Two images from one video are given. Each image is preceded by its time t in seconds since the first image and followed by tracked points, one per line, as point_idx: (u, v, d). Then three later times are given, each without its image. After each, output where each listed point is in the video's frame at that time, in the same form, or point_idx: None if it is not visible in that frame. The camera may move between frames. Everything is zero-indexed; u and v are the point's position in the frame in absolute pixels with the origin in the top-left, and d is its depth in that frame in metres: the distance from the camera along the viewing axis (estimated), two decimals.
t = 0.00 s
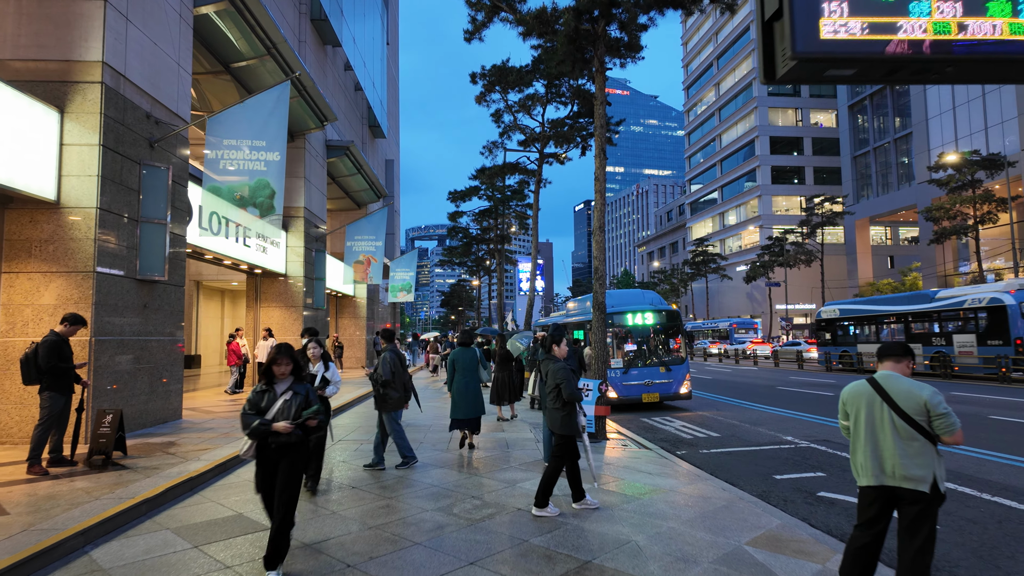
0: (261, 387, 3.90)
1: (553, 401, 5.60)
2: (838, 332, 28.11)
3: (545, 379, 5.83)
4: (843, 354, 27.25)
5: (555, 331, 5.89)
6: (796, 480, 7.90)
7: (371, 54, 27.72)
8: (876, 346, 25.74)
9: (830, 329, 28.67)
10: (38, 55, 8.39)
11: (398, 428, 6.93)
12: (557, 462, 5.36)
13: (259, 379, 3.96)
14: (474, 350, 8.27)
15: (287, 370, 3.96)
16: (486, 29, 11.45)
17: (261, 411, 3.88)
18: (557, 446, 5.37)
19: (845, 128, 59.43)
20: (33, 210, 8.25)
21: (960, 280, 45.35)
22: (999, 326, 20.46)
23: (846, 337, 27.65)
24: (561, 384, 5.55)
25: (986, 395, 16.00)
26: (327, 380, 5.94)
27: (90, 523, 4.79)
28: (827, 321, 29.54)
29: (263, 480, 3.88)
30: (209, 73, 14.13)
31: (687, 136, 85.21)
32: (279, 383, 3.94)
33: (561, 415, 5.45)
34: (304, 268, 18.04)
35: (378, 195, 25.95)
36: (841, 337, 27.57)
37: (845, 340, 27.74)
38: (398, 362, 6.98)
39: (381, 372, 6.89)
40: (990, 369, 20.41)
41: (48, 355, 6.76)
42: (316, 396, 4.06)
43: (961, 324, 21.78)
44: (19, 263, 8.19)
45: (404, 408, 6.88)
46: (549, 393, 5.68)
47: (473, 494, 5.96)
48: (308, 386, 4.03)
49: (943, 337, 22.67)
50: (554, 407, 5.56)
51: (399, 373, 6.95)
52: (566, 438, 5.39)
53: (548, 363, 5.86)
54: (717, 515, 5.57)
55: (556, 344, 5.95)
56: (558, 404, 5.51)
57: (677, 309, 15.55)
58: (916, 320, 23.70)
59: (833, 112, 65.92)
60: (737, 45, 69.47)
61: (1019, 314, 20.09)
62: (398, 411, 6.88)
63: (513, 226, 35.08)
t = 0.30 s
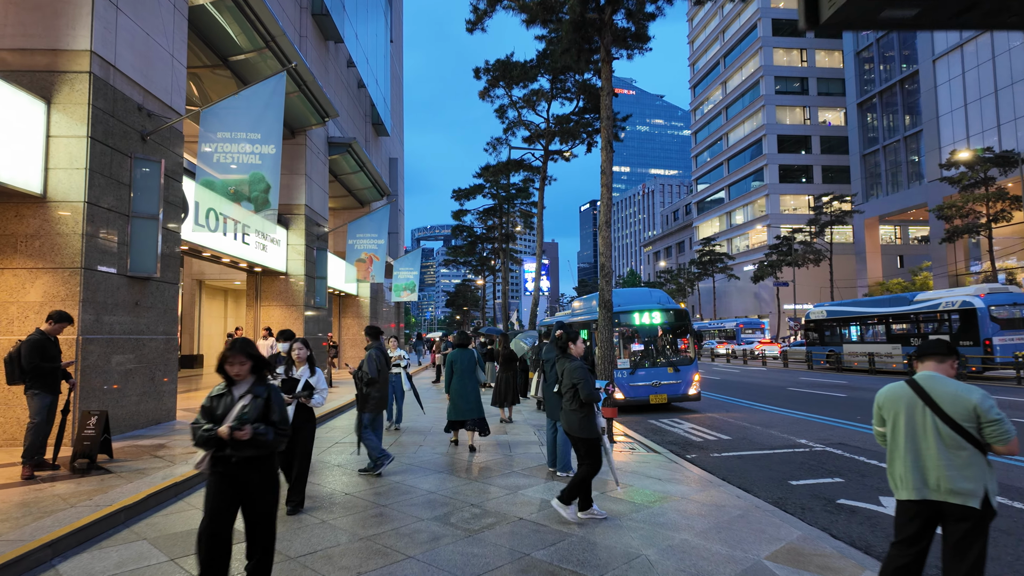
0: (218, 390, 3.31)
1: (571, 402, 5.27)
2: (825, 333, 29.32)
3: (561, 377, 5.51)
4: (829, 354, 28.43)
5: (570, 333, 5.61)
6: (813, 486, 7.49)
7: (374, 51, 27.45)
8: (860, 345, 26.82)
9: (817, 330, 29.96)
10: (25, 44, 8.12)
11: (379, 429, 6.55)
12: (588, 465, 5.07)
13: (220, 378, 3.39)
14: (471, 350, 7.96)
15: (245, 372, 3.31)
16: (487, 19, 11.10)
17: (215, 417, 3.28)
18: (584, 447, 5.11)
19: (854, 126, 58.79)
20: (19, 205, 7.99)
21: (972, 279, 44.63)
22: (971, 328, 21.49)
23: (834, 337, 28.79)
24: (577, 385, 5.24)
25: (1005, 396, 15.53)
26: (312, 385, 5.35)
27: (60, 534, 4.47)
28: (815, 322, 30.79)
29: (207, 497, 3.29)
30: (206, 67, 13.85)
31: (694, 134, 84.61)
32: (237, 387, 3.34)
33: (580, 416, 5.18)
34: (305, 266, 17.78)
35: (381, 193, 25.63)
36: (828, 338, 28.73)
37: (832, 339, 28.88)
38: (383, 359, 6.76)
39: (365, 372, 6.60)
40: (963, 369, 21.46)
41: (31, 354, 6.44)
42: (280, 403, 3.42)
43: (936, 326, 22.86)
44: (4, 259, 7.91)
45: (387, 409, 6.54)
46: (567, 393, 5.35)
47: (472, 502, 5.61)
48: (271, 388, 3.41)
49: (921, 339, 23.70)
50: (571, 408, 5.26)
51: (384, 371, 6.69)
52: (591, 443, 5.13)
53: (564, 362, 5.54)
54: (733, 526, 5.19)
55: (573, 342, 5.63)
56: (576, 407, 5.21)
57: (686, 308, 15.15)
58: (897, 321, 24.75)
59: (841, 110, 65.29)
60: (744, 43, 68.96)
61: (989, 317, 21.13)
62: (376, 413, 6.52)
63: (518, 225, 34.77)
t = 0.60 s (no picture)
0: (129, 413, 2.76)
1: (583, 408, 4.81)
2: (813, 334, 31.28)
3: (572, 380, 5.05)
4: (815, 354, 30.49)
5: (582, 335, 5.21)
6: (831, 496, 7.06)
7: (375, 48, 27.11)
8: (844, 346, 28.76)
9: (806, 331, 31.91)
10: (6, 32, 7.79)
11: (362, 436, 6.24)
12: (605, 477, 4.60)
13: (133, 395, 2.86)
14: (464, 349, 8.15)
15: (162, 387, 2.82)
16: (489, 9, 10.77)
17: (128, 444, 2.72)
18: (602, 453, 4.62)
19: (861, 125, 58.25)
20: None
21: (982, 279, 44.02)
22: (945, 330, 23.13)
23: (820, 338, 30.71)
24: (593, 390, 4.77)
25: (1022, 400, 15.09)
26: (281, 392, 4.64)
27: (15, 553, 4.08)
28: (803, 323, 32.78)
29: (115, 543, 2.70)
30: (200, 61, 13.51)
31: (698, 134, 84.07)
32: (151, 408, 2.82)
33: (595, 421, 4.69)
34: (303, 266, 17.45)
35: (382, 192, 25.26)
36: (815, 339, 30.78)
37: (819, 340, 30.83)
38: (362, 363, 6.30)
39: (344, 376, 6.14)
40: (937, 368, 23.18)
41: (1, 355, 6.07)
42: (207, 426, 2.85)
43: (914, 327, 24.53)
44: None
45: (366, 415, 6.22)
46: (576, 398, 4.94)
47: (468, 516, 5.22)
48: (198, 409, 2.86)
49: (900, 339, 25.36)
50: (585, 414, 4.77)
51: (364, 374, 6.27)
52: (607, 451, 4.60)
53: (576, 364, 5.12)
54: (750, 543, 4.79)
55: (585, 343, 5.20)
56: (592, 412, 4.72)
57: (692, 308, 14.76)
58: (878, 323, 26.69)
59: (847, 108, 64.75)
60: (749, 41, 68.47)
61: (961, 319, 22.72)
62: (355, 420, 6.17)
63: (521, 224, 34.41)
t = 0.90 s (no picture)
0: None
1: (588, 408, 4.40)
2: (798, 336, 32.32)
3: (577, 383, 4.57)
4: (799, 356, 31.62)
5: (589, 335, 4.71)
6: (843, 507, 6.69)
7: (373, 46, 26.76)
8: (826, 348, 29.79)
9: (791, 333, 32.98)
10: None
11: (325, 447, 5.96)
12: (602, 490, 4.20)
13: None
14: (455, 356, 7.87)
15: (16, 405, 2.19)
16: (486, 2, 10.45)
17: None
18: (607, 463, 4.20)
19: (863, 125, 57.92)
20: None
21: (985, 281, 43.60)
22: (915, 333, 24.03)
23: (805, 340, 31.77)
24: (604, 395, 4.30)
25: None
26: (237, 402, 4.00)
27: None
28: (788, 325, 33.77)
29: None
30: (190, 55, 13.17)
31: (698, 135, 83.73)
32: (5, 436, 2.17)
33: (603, 429, 4.26)
34: (298, 267, 17.13)
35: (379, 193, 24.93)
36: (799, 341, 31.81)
37: (803, 342, 31.90)
38: (325, 369, 6.05)
39: (307, 384, 5.85)
40: (907, 370, 24.14)
41: None
42: (93, 461, 2.22)
43: (888, 331, 25.46)
44: None
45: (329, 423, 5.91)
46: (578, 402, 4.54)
47: (458, 532, 4.87)
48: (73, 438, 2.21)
49: (876, 342, 26.28)
50: (592, 421, 4.32)
51: (325, 382, 5.99)
52: (612, 460, 4.20)
53: (581, 368, 4.62)
54: (762, 562, 4.43)
55: (590, 345, 4.68)
56: (603, 418, 4.28)
57: (695, 310, 14.40)
58: (856, 327, 27.67)
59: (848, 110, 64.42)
60: (750, 43, 68.19)
61: (930, 324, 23.60)
62: (319, 430, 5.85)
63: (521, 225, 34.06)
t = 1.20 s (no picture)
0: None
1: (590, 412, 4.05)
2: (783, 339, 33.65)
3: (580, 387, 4.17)
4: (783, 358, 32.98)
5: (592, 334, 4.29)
6: (859, 518, 6.32)
7: (371, 45, 26.47)
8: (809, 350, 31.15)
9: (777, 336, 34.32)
10: None
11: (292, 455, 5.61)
12: (605, 503, 3.86)
13: None
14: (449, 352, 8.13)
15: None
16: None
17: None
18: (609, 477, 3.86)
19: (865, 126, 57.62)
20: None
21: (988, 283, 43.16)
22: (890, 336, 25.22)
23: (790, 343, 33.09)
24: (611, 399, 3.91)
25: None
26: (186, 432, 3.34)
27: None
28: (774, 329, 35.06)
29: None
30: (180, 49, 12.84)
31: (699, 137, 83.47)
32: None
33: (606, 439, 3.89)
34: (292, 267, 16.79)
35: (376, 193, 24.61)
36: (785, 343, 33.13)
37: (788, 345, 33.23)
38: (283, 373, 5.70)
39: (261, 390, 5.50)
40: (882, 371, 25.34)
41: None
42: None
43: (866, 333, 26.65)
44: None
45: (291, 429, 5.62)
46: (579, 405, 4.17)
47: (448, 548, 4.51)
48: None
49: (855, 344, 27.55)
50: (595, 428, 3.96)
51: (284, 387, 5.65)
52: (616, 471, 3.85)
53: (583, 370, 4.19)
54: None
55: (596, 345, 4.21)
56: (610, 425, 3.91)
57: (697, 311, 14.06)
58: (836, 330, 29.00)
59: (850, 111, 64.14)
60: (751, 44, 67.94)
61: (903, 327, 24.84)
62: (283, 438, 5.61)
63: (520, 226, 33.72)
